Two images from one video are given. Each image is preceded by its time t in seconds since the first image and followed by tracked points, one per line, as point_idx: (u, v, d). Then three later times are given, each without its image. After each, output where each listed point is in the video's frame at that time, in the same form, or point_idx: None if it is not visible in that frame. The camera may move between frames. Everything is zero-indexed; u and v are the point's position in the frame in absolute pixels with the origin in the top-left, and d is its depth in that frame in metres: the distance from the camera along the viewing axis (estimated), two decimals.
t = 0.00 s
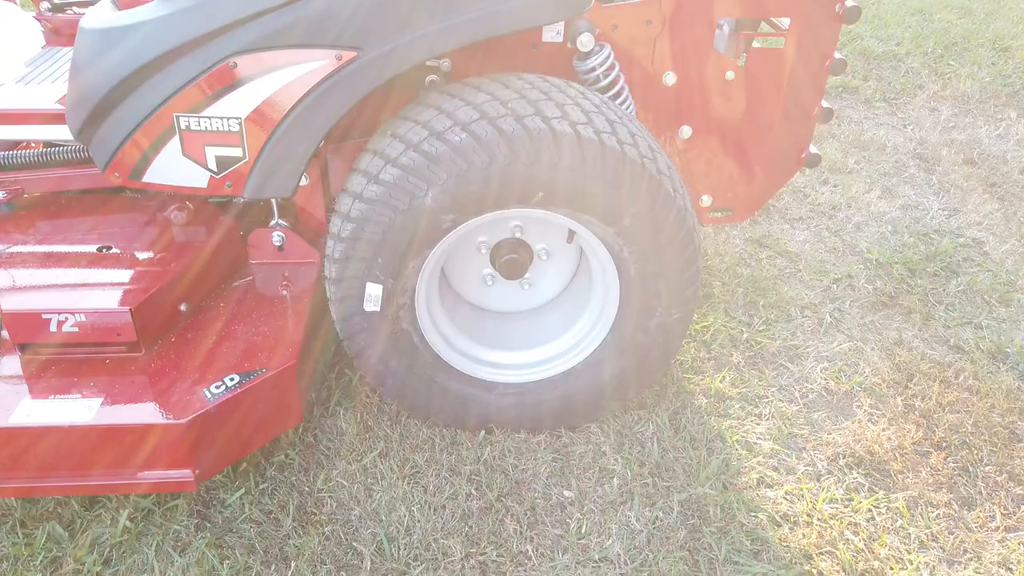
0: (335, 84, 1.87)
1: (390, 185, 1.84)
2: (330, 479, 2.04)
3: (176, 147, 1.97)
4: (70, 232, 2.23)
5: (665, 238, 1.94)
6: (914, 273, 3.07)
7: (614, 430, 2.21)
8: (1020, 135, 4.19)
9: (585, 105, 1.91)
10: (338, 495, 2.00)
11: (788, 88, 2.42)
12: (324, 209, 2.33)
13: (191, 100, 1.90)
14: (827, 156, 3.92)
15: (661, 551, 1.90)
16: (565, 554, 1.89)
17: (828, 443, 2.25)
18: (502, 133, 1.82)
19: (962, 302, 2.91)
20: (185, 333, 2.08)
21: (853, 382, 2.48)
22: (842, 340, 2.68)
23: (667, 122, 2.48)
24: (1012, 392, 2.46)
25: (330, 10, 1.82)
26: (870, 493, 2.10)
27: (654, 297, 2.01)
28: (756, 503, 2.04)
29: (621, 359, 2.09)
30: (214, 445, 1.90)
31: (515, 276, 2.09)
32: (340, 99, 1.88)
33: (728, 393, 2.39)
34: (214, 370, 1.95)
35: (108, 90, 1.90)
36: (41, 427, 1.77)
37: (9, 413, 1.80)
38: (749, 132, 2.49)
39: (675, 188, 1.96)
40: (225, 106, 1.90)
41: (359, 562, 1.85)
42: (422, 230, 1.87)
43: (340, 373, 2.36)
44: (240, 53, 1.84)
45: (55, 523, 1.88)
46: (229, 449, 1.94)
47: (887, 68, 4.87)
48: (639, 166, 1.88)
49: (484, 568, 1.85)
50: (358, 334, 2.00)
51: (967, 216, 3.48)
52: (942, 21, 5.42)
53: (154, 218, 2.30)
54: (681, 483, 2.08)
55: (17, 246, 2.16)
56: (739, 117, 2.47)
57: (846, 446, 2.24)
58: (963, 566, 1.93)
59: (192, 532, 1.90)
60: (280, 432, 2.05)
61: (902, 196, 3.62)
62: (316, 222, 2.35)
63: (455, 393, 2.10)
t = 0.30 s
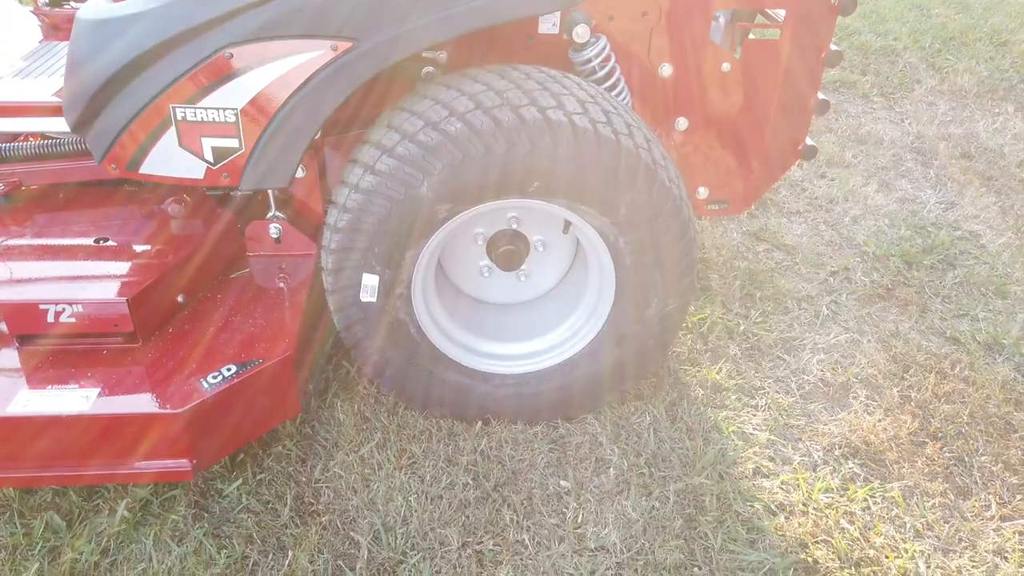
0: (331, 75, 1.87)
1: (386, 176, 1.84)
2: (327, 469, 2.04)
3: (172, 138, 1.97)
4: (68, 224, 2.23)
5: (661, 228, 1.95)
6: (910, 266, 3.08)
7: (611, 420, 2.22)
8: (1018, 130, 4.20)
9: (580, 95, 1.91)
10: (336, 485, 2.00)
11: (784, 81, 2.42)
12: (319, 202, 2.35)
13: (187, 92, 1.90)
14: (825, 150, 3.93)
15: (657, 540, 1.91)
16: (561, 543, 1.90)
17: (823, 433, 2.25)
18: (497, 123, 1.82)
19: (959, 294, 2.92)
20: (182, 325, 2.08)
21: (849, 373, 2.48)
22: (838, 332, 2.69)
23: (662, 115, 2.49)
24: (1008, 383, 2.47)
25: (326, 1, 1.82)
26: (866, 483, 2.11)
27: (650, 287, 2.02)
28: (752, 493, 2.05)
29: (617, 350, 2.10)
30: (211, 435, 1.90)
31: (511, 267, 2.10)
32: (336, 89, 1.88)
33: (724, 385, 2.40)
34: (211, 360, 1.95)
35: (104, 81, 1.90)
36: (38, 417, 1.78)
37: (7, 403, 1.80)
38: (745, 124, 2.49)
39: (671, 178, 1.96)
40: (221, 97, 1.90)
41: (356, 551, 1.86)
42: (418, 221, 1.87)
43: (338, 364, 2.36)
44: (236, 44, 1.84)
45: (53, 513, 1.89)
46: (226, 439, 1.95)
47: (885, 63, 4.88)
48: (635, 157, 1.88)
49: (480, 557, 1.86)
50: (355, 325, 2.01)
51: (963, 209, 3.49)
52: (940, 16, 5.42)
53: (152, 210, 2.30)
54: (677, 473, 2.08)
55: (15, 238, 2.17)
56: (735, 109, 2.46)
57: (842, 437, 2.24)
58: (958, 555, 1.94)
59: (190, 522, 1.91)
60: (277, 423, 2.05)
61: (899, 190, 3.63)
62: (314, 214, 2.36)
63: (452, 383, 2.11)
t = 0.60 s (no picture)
0: (335, 62, 1.87)
1: (389, 164, 1.84)
2: (331, 459, 2.04)
3: (176, 126, 1.97)
4: (72, 214, 2.23)
5: (666, 217, 1.95)
6: (916, 260, 3.07)
7: (615, 412, 2.21)
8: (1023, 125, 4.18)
9: (584, 84, 1.91)
10: (339, 475, 2.00)
11: (789, 73, 2.39)
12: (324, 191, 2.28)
13: (191, 80, 1.90)
14: (829, 145, 3.92)
15: (661, 530, 1.90)
16: (565, 533, 1.89)
17: (828, 425, 2.24)
18: (501, 110, 1.82)
19: (965, 288, 2.91)
20: (186, 314, 2.08)
21: (854, 366, 2.47)
22: (843, 325, 2.68)
23: (666, 105, 2.47)
24: (1014, 376, 2.46)
25: None
26: (871, 474, 2.10)
27: (654, 277, 2.01)
28: (756, 484, 2.04)
29: (621, 340, 2.09)
30: (214, 423, 1.90)
31: (515, 257, 2.09)
32: (340, 77, 1.88)
33: (729, 377, 2.39)
34: (215, 349, 1.95)
35: (108, 69, 1.91)
36: (41, 404, 1.78)
37: (10, 391, 1.80)
38: (750, 117, 2.47)
39: (675, 167, 1.96)
40: (225, 86, 1.90)
41: (359, 540, 1.86)
42: (422, 209, 1.87)
43: (342, 356, 2.35)
44: (239, 32, 1.84)
45: (56, 501, 1.89)
46: (229, 427, 1.94)
47: (889, 59, 4.87)
48: (639, 145, 1.88)
49: (484, 547, 1.86)
50: (358, 315, 2.00)
51: (969, 204, 3.48)
52: (944, 13, 5.41)
53: (155, 201, 2.30)
54: (681, 464, 2.08)
55: (18, 228, 2.17)
56: (740, 100, 2.44)
57: (847, 429, 2.23)
58: (964, 546, 1.93)
59: (193, 511, 1.91)
60: (281, 412, 2.05)
61: (904, 185, 3.62)
62: (318, 206, 2.33)
63: (455, 374, 2.10)
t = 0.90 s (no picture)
0: (338, 53, 1.88)
1: (392, 154, 1.85)
2: (335, 449, 2.05)
3: (179, 118, 1.98)
4: (78, 206, 2.25)
5: (668, 207, 1.95)
6: (919, 253, 3.06)
7: (618, 403, 2.22)
8: None
9: (587, 74, 1.91)
10: (343, 464, 2.01)
11: (791, 65, 2.38)
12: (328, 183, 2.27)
13: (195, 71, 1.91)
14: (832, 139, 3.91)
15: (664, 519, 1.91)
16: (568, 522, 1.90)
17: (831, 416, 2.25)
18: (504, 100, 1.82)
19: (968, 281, 2.90)
20: (190, 305, 2.09)
21: (857, 357, 2.47)
22: (846, 318, 2.68)
23: (669, 98, 2.48)
24: (1018, 368, 2.46)
25: None
26: (874, 464, 2.11)
27: (657, 267, 2.01)
28: (759, 474, 2.05)
29: (624, 331, 2.10)
30: (218, 414, 1.91)
31: (518, 249, 2.10)
32: (343, 68, 1.89)
33: (732, 368, 2.40)
34: (219, 340, 1.96)
35: (113, 61, 1.91)
36: (47, 393, 1.79)
37: (16, 380, 1.81)
38: (752, 109, 2.47)
39: (678, 158, 1.96)
40: (229, 77, 1.91)
41: (363, 529, 1.87)
42: (425, 199, 1.88)
43: (345, 348, 2.36)
44: (243, 23, 1.85)
45: (63, 490, 1.90)
46: (233, 418, 1.95)
47: (893, 54, 4.86)
48: (642, 135, 1.88)
49: (487, 536, 1.87)
50: (362, 305, 2.01)
51: (972, 197, 3.48)
52: (948, 7, 5.40)
53: (160, 193, 2.31)
54: (684, 454, 2.08)
55: (24, 220, 2.18)
56: (743, 92, 2.44)
57: (851, 420, 2.24)
58: (967, 536, 1.93)
59: (198, 500, 1.92)
60: (285, 403, 2.06)
61: (907, 178, 3.61)
62: (322, 197, 2.33)
63: (459, 365, 2.11)
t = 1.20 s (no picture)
0: (345, 53, 1.89)
1: (399, 154, 1.86)
2: (341, 447, 2.06)
3: (187, 118, 1.99)
4: (86, 206, 2.26)
5: (673, 206, 1.96)
6: (924, 252, 3.07)
7: (622, 401, 2.22)
8: None
9: (591, 74, 1.92)
10: (350, 462, 2.02)
11: (795, 64, 2.39)
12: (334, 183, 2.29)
13: (203, 71, 1.92)
14: (837, 139, 3.92)
15: (669, 517, 1.92)
16: (573, 520, 1.91)
17: (836, 415, 2.25)
18: (510, 100, 1.83)
19: (973, 280, 2.91)
20: (197, 303, 2.11)
21: (862, 357, 2.48)
22: (850, 317, 2.68)
23: (674, 97, 2.48)
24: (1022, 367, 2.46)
25: None
26: (878, 463, 2.11)
27: (662, 266, 2.02)
28: (763, 473, 2.05)
29: (629, 329, 2.10)
30: (226, 412, 1.92)
31: (523, 248, 2.11)
32: (350, 68, 1.91)
33: (736, 367, 2.40)
34: (227, 338, 1.97)
35: (122, 61, 1.93)
36: (56, 390, 1.80)
37: (26, 377, 1.83)
38: (757, 109, 2.47)
39: (682, 157, 1.97)
40: (236, 77, 1.92)
41: (370, 526, 1.88)
42: (431, 198, 1.89)
43: (351, 347, 2.37)
44: (250, 24, 1.87)
45: (72, 487, 1.92)
46: (240, 416, 1.96)
47: (898, 54, 4.86)
48: (646, 134, 1.89)
49: (493, 533, 1.88)
50: (368, 304, 2.02)
51: (977, 197, 3.48)
52: (953, 7, 5.39)
53: (167, 193, 2.33)
54: (689, 453, 2.09)
55: (33, 219, 2.20)
56: (746, 91, 2.45)
57: (855, 419, 2.24)
58: (971, 534, 1.93)
59: (206, 497, 1.93)
60: (291, 401, 2.07)
61: (912, 178, 3.61)
62: (327, 196, 2.35)
63: (464, 363, 2.12)
